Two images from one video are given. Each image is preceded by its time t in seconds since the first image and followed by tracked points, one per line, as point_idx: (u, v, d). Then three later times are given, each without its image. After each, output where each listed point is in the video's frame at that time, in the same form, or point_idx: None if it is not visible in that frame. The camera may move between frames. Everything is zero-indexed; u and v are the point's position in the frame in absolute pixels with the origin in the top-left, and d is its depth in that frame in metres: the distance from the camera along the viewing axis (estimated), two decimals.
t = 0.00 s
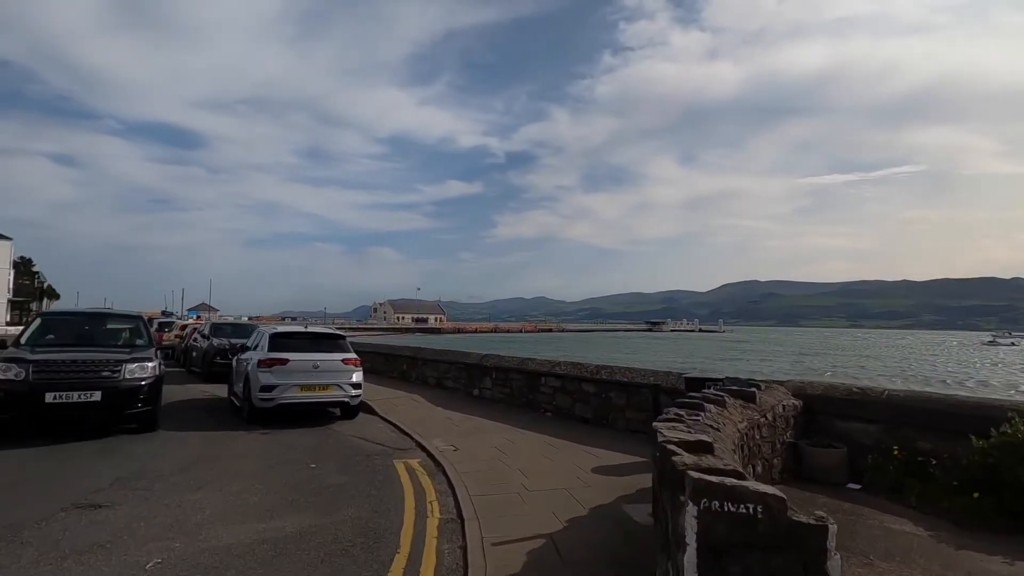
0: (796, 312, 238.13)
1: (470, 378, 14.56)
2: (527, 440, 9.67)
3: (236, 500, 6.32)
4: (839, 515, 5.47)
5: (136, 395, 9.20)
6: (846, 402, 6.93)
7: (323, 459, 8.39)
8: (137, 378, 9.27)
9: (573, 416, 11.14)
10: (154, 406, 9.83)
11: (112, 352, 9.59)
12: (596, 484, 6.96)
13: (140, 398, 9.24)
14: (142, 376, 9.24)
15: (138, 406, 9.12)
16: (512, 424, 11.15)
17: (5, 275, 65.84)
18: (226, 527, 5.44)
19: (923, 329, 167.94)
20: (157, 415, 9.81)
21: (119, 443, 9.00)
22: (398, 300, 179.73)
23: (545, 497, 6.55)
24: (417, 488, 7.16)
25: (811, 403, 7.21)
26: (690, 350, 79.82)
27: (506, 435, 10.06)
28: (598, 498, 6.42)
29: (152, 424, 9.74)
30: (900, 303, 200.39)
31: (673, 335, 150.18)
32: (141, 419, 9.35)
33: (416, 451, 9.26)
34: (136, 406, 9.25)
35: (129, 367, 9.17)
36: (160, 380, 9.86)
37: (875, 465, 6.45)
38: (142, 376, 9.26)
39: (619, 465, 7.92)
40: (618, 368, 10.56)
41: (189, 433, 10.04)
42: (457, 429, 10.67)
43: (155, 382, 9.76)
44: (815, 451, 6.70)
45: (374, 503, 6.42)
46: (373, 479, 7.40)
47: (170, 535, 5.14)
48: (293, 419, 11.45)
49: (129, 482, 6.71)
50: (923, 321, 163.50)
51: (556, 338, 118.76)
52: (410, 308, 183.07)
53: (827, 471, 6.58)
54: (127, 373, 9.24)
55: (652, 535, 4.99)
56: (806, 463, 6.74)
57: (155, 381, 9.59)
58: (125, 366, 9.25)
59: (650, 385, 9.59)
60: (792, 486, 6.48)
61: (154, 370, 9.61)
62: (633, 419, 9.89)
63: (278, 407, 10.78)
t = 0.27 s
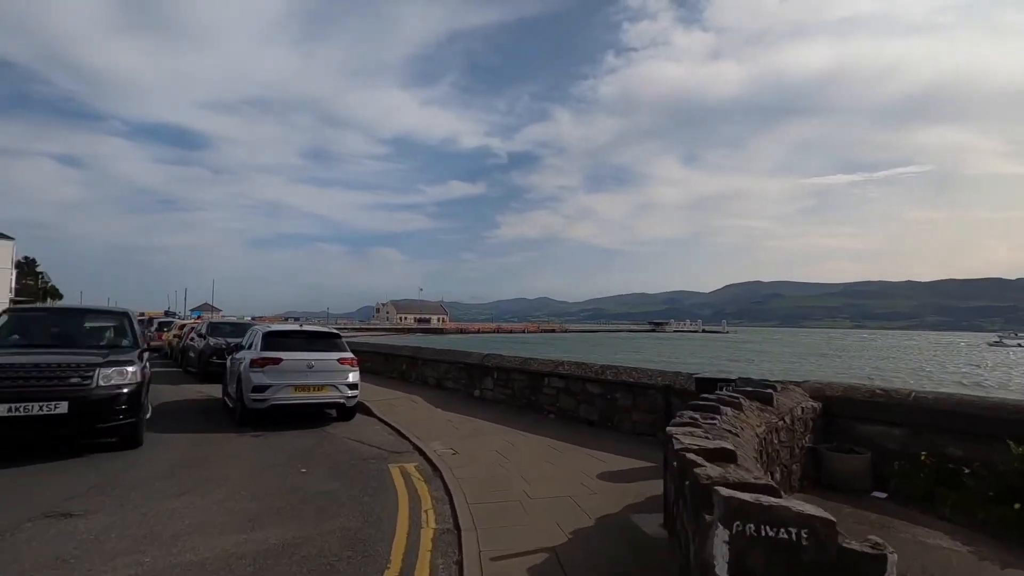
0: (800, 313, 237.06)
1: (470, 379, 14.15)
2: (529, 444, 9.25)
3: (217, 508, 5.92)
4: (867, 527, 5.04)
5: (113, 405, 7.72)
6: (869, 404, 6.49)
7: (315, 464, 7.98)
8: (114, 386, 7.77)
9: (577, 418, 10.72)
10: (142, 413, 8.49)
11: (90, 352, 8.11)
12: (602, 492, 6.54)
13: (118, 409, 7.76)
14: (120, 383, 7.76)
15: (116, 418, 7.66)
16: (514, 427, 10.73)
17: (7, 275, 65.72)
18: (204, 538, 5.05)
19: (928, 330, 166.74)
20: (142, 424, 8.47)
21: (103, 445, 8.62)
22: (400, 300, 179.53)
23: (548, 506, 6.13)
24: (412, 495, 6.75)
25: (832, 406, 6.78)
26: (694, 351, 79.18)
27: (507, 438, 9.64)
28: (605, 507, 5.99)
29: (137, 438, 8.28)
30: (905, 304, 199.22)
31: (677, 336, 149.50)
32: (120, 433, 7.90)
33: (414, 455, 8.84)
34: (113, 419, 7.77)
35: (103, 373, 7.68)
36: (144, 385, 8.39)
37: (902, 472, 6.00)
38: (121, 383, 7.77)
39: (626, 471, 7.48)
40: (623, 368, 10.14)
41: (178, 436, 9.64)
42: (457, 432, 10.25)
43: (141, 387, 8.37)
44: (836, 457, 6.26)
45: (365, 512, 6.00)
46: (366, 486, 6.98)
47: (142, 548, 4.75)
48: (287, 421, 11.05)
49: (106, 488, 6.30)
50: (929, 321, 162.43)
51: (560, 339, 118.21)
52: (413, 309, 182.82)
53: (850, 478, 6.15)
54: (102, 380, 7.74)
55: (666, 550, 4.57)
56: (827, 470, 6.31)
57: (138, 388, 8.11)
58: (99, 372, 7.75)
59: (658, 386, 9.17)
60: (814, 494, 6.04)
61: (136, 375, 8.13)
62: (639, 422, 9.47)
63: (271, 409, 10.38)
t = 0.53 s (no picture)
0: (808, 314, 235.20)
1: (474, 382, 13.67)
2: (535, 453, 8.75)
3: (197, 526, 5.48)
4: (914, 556, 4.52)
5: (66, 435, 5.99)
6: (905, 414, 5.93)
7: (308, 475, 7.52)
8: (67, 409, 6.04)
9: (585, 425, 10.22)
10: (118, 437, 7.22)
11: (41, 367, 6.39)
12: (613, 508, 6.04)
13: (76, 439, 6.06)
14: (75, 406, 6.07)
15: (72, 451, 5.97)
16: (518, 434, 10.24)
17: (14, 275, 65.85)
18: (176, 563, 4.58)
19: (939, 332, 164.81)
20: (118, 449, 7.15)
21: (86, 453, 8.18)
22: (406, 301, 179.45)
23: (556, 525, 5.64)
24: (409, 511, 6.27)
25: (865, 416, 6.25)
26: (701, 352, 78.33)
27: (512, 447, 9.14)
28: (617, 527, 5.50)
29: (104, 471, 6.56)
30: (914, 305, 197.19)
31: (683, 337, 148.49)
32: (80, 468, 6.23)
33: (413, 464, 8.37)
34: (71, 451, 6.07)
35: (53, 393, 5.99)
36: (113, 406, 6.64)
37: (944, 490, 5.46)
38: (76, 405, 6.07)
39: (639, 484, 6.98)
40: (634, 373, 9.64)
41: (168, 442, 9.22)
42: (460, 439, 9.78)
43: (117, 407, 7.07)
44: (870, 473, 5.73)
45: (357, 531, 5.53)
46: (361, 500, 6.52)
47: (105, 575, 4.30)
48: (282, 426, 10.60)
49: (81, 503, 5.88)
50: (939, 323, 160.63)
51: (565, 340, 117.50)
52: (419, 309, 182.68)
53: (886, 496, 5.62)
54: (51, 401, 6.01)
55: None
56: (862, 486, 5.80)
57: (103, 411, 6.38)
58: (48, 391, 6.04)
59: (672, 392, 8.67)
60: (846, 514, 5.53)
61: (99, 394, 6.38)
62: (651, 429, 8.96)
63: (265, 413, 9.94)
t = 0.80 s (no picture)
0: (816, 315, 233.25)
1: (479, 384, 13.22)
2: (542, 458, 8.28)
3: (176, 544, 5.04)
4: None
5: None
6: (948, 419, 5.44)
7: (302, 482, 7.09)
8: None
9: (596, 428, 9.74)
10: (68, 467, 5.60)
11: None
12: (628, 521, 5.57)
13: None
14: None
15: None
16: (525, 438, 9.77)
17: (22, 277, 66.09)
18: None
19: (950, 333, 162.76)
20: (67, 483, 5.55)
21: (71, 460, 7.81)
22: (411, 302, 179.35)
23: (566, 540, 5.18)
24: (408, 522, 5.83)
25: (902, 420, 5.77)
26: (710, 354, 77.50)
27: (518, 452, 8.67)
28: (634, 543, 5.04)
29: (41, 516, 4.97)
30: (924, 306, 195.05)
31: (691, 338, 147.39)
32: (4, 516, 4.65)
33: (414, 470, 7.92)
34: None
35: None
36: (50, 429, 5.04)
37: (995, 503, 4.97)
38: None
39: (655, 494, 6.51)
40: (647, 373, 9.16)
41: (159, 446, 8.83)
42: (464, 443, 9.32)
43: (64, 428, 5.51)
44: (912, 483, 5.22)
45: (351, 546, 5.10)
46: (355, 511, 6.06)
47: None
48: (279, 430, 10.19)
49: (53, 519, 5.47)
50: (950, 324, 158.70)
51: (572, 341, 116.81)
52: (424, 310, 182.51)
53: (930, 509, 5.13)
54: None
55: None
56: (901, 497, 5.31)
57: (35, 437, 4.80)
58: None
59: (687, 394, 8.19)
60: (887, 529, 5.02)
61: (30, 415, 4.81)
62: (666, 434, 8.49)
63: (261, 416, 9.54)
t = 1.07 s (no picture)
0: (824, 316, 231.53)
1: (483, 386, 12.84)
2: (549, 466, 7.86)
3: (148, 571, 4.64)
4: None
5: None
6: (989, 427, 5.01)
7: (294, 492, 6.70)
8: None
9: (604, 433, 9.34)
10: None
11: None
12: (641, 536, 5.18)
13: None
14: None
15: None
16: (530, 443, 9.38)
17: (28, 277, 66.30)
18: None
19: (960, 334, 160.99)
20: None
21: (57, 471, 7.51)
22: (417, 303, 179.32)
23: (575, 557, 4.79)
24: (405, 536, 5.45)
25: (937, 429, 5.34)
26: (718, 355, 76.81)
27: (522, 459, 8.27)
28: (648, 561, 4.65)
29: None
30: (934, 306, 193.17)
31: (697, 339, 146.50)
32: None
33: (413, 478, 7.53)
34: None
35: None
36: None
37: None
38: None
39: (669, 506, 6.10)
40: (658, 377, 8.76)
41: (149, 452, 8.50)
42: (467, 449, 8.93)
43: None
44: (951, 497, 4.79)
45: (342, 565, 4.75)
46: (349, 526, 5.67)
47: None
48: (275, 434, 9.85)
49: (32, 542, 5.18)
50: (960, 324, 157.02)
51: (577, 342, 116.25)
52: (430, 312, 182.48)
53: (971, 526, 4.70)
54: None
55: None
56: (938, 513, 4.88)
57: None
58: None
59: (701, 398, 7.78)
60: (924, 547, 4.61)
61: None
62: (678, 440, 8.08)
63: (256, 421, 9.19)
